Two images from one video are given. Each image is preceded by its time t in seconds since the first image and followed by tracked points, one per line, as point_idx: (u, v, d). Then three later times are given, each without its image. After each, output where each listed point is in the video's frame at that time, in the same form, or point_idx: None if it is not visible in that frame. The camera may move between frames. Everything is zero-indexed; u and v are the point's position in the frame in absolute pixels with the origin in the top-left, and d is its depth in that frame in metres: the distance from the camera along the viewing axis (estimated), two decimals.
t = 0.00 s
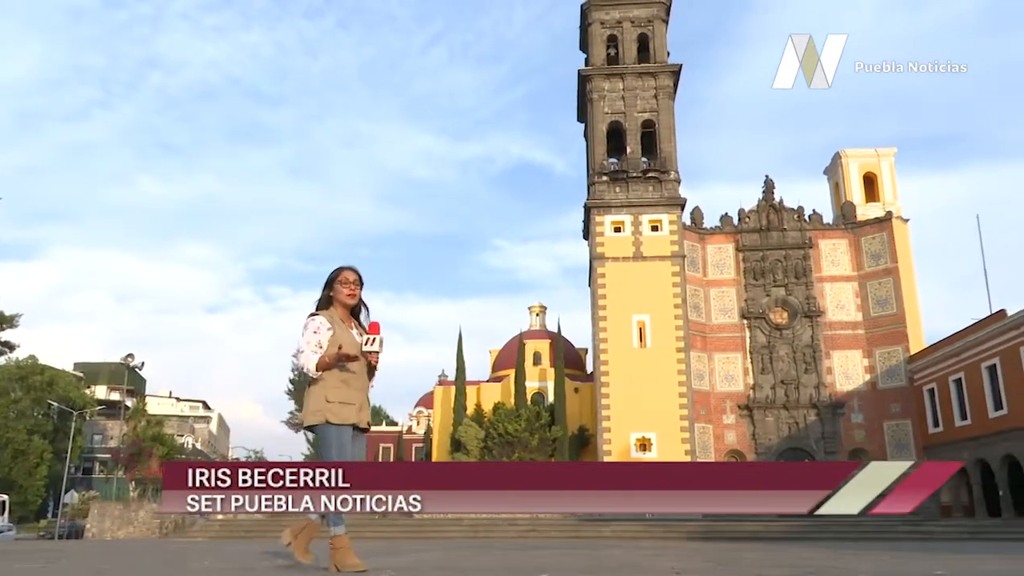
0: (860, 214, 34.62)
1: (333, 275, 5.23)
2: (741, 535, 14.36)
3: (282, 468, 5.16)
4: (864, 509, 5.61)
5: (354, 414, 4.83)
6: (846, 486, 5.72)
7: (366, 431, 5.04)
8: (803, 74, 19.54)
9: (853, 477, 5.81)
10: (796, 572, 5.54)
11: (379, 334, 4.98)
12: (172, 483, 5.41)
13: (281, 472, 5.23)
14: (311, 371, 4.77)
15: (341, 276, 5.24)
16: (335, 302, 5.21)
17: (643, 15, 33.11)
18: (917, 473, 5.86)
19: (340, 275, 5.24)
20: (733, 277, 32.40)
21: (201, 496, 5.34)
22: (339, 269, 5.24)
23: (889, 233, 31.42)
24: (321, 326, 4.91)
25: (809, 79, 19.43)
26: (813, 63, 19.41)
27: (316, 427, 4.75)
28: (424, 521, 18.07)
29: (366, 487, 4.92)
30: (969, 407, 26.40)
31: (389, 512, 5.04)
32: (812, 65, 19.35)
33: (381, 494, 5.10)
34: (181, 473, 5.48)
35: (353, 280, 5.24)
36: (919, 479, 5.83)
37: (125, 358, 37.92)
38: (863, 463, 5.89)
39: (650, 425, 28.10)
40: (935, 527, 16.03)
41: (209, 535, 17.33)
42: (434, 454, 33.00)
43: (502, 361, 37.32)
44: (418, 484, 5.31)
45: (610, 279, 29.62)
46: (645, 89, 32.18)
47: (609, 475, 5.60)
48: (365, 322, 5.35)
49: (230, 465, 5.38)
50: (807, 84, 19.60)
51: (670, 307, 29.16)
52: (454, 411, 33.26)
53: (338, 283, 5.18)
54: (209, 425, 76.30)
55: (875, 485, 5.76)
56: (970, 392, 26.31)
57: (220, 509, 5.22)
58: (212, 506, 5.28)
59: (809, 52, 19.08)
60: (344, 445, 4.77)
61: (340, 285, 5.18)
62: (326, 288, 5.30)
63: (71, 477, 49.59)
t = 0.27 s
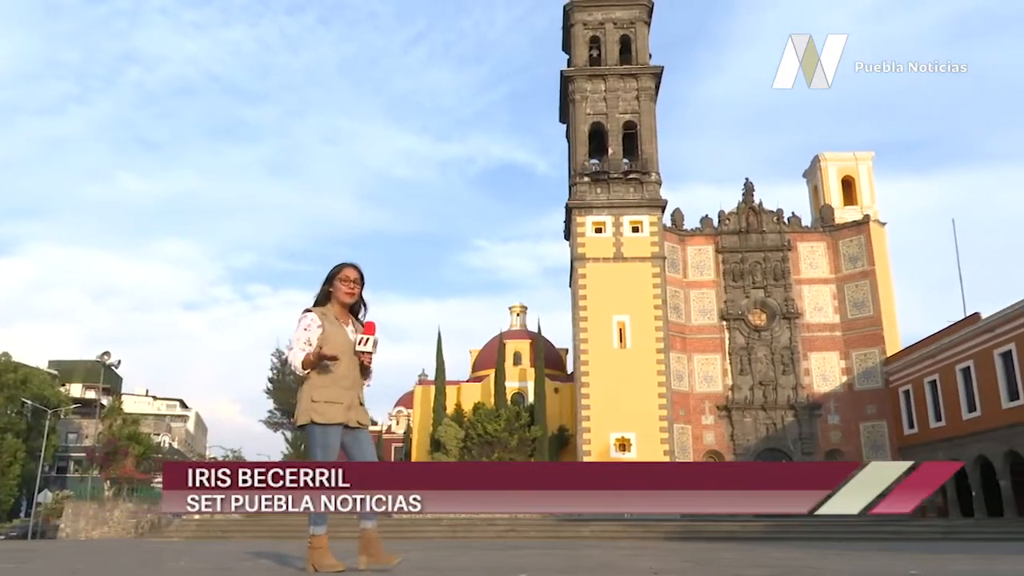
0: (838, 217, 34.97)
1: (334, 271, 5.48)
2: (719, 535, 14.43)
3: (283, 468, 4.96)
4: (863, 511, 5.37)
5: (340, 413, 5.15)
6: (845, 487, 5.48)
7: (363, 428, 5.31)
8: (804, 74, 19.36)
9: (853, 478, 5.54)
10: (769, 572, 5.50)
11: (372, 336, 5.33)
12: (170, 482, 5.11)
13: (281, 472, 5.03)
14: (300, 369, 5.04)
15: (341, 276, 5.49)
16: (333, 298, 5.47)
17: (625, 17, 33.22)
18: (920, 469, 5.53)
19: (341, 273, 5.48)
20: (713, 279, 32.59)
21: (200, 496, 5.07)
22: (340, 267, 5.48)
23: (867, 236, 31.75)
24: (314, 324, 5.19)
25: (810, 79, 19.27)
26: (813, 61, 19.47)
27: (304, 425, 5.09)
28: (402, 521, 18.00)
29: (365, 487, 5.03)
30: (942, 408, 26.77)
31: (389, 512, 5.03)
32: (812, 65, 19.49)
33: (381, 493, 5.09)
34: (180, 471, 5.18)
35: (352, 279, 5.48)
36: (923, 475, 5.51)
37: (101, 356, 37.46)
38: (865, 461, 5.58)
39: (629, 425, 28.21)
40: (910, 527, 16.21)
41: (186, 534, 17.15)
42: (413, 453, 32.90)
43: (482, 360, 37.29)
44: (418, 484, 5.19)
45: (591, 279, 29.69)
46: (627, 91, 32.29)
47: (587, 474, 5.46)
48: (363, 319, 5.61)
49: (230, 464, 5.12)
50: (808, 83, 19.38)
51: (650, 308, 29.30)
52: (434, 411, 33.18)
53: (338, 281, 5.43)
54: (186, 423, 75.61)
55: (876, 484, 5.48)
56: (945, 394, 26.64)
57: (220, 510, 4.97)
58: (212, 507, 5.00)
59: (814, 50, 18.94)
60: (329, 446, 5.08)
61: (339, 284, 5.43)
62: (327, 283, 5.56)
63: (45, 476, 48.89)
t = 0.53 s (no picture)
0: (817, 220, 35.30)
1: (332, 271, 5.46)
2: (697, 535, 14.52)
3: (284, 468, 5.00)
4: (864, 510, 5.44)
5: (333, 414, 5.14)
6: (847, 487, 5.50)
7: (358, 430, 5.32)
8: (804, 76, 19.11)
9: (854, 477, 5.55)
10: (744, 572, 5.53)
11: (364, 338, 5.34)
12: (170, 482, 5.12)
13: (282, 471, 5.06)
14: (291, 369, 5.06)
15: (340, 275, 5.44)
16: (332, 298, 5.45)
17: (607, 19, 33.33)
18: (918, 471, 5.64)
19: (339, 272, 5.45)
20: (693, 280, 32.77)
21: (200, 496, 5.08)
22: (338, 266, 5.45)
23: (845, 239, 32.08)
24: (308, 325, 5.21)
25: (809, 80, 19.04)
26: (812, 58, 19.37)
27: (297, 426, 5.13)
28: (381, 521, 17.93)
29: (365, 487, 5.05)
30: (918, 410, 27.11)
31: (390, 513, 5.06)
32: (813, 64, 19.40)
33: (381, 494, 5.11)
34: (179, 471, 5.20)
35: (351, 278, 5.43)
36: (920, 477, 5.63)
37: (76, 354, 36.98)
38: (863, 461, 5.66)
39: (609, 426, 28.29)
40: (885, 527, 16.38)
41: (162, 534, 17.00)
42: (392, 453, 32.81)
43: (462, 360, 37.25)
44: (418, 484, 5.22)
45: (572, 280, 29.75)
46: (609, 92, 32.39)
47: (566, 474, 5.45)
48: (364, 318, 5.57)
49: (230, 465, 5.14)
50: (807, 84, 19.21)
51: (631, 309, 29.41)
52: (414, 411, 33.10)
53: (335, 281, 5.41)
54: (164, 422, 74.86)
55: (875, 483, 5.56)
56: (920, 396, 26.97)
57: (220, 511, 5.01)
58: (212, 508, 5.04)
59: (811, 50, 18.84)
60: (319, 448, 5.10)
61: (336, 284, 5.41)
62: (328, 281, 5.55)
63: (18, 475, 48.20)
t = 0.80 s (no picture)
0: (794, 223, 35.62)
1: (340, 271, 5.40)
2: (675, 535, 14.60)
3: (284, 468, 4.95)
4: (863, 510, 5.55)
5: (344, 414, 5.02)
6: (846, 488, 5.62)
7: (369, 429, 5.15)
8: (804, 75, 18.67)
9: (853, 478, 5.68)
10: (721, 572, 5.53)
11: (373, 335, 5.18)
12: (170, 482, 5.08)
13: (282, 471, 5.01)
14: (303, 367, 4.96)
15: (348, 274, 5.39)
16: (341, 298, 5.39)
17: (589, 20, 33.41)
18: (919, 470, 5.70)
19: (347, 272, 5.38)
20: (672, 282, 32.94)
21: (201, 497, 5.03)
22: (346, 266, 5.38)
23: (822, 242, 32.40)
24: (318, 324, 5.12)
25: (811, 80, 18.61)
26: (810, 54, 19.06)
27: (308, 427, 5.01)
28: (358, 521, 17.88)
29: (365, 487, 4.97)
30: (892, 412, 27.43)
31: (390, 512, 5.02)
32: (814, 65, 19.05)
33: (381, 494, 5.06)
34: (178, 471, 5.17)
35: (359, 277, 5.37)
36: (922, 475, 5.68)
37: (49, 352, 36.52)
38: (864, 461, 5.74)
39: (588, 426, 28.37)
40: (860, 527, 16.53)
41: (136, 534, 16.82)
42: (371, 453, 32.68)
43: (441, 360, 37.19)
44: (418, 484, 5.22)
45: (552, 281, 29.80)
46: (590, 94, 32.47)
47: (545, 474, 5.48)
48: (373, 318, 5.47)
49: (230, 464, 5.10)
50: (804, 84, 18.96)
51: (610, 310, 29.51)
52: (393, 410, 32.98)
53: (343, 279, 5.34)
54: (139, 421, 74.08)
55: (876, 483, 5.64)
56: (895, 398, 27.30)
57: (219, 509, 4.96)
58: (212, 508, 4.98)
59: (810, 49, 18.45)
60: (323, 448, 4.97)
61: (345, 282, 5.33)
62: (337, 282, 5.48)
63: None
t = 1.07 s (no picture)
0: (772, 226, 35.94)
1: (344, 269, 5.34)
2: (653, 535, 14.66)
3: (284, 468, 5.03)
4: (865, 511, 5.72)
5: (354, 410, 4.93)
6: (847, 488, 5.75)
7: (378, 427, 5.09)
8: (809, 74, 18.02)
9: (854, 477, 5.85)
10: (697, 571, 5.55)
11: (381, 329, 5.03)
12: (170, 482, 5.16)
13: (281, 472, 5.09)
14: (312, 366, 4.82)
15: (353, 272, 5.34)
16: (345, 297, 5.33)
17: (571, 21, 33.48)
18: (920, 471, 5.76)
19: (351, 270, 5.34)
20: (651, 283, 33.09)
21: (200, 497, 5.11)
22: (350, 264, 5.34)
23: (799, 244, 32.73)
24: (326, 321, 5.02)
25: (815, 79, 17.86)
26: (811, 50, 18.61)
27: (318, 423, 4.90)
28: (334, 522, 17.77)
29: (366, 488, 4.88)
30: (866, 413, 27.75)
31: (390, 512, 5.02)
32: (813, 65, 18.74)
33: (381, 494, 5.03)
34: (179, 472, 5.25)
35: (364, 275, 5.33)
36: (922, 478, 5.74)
37: (21, 350, 36.00)
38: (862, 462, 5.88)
39: (566, 426, 28.43)
40: (834, 527, 16.70)
41: (108, 534, 16.58)
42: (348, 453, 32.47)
43: (420, 360, 37.08)
44: (418, 484, 5.27)
45: (532, 281, 29.84)
46: (571, 95, 32.55)
47: (526, 474, 5.56)
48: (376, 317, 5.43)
49: (230, 465, 5.17)
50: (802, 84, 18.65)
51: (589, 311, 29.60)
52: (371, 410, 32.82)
53: (348, 278, 5.29)
54: (113, 420, 73.14)
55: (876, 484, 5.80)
56: (870, 400, 27.59)
57: (220, 509, 5.02)
58: (212, 507, 5.04)
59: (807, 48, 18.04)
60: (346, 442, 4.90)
61: (350, 281, 5.29)
62: (339, 281, 5.42)
63: None
